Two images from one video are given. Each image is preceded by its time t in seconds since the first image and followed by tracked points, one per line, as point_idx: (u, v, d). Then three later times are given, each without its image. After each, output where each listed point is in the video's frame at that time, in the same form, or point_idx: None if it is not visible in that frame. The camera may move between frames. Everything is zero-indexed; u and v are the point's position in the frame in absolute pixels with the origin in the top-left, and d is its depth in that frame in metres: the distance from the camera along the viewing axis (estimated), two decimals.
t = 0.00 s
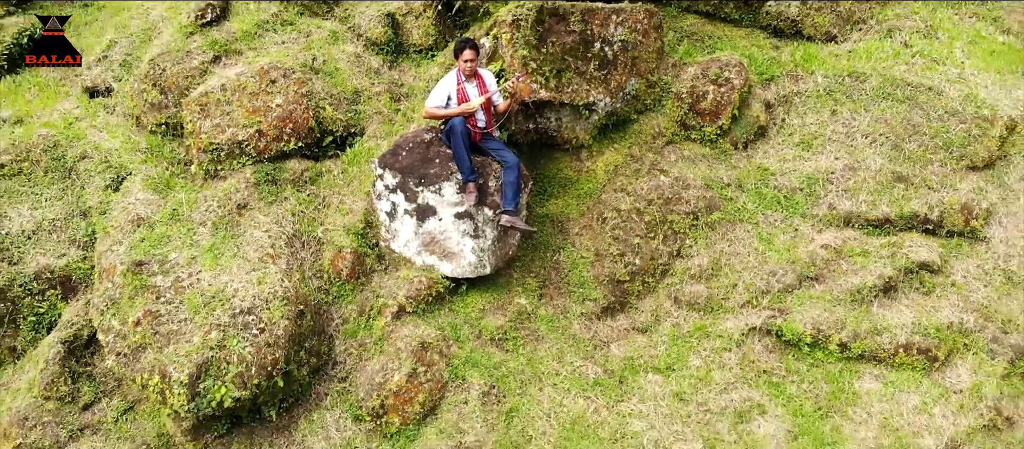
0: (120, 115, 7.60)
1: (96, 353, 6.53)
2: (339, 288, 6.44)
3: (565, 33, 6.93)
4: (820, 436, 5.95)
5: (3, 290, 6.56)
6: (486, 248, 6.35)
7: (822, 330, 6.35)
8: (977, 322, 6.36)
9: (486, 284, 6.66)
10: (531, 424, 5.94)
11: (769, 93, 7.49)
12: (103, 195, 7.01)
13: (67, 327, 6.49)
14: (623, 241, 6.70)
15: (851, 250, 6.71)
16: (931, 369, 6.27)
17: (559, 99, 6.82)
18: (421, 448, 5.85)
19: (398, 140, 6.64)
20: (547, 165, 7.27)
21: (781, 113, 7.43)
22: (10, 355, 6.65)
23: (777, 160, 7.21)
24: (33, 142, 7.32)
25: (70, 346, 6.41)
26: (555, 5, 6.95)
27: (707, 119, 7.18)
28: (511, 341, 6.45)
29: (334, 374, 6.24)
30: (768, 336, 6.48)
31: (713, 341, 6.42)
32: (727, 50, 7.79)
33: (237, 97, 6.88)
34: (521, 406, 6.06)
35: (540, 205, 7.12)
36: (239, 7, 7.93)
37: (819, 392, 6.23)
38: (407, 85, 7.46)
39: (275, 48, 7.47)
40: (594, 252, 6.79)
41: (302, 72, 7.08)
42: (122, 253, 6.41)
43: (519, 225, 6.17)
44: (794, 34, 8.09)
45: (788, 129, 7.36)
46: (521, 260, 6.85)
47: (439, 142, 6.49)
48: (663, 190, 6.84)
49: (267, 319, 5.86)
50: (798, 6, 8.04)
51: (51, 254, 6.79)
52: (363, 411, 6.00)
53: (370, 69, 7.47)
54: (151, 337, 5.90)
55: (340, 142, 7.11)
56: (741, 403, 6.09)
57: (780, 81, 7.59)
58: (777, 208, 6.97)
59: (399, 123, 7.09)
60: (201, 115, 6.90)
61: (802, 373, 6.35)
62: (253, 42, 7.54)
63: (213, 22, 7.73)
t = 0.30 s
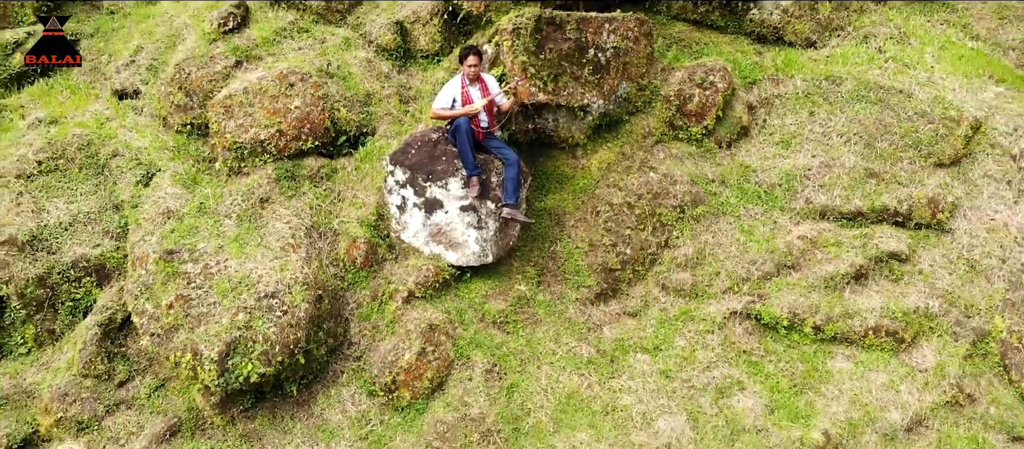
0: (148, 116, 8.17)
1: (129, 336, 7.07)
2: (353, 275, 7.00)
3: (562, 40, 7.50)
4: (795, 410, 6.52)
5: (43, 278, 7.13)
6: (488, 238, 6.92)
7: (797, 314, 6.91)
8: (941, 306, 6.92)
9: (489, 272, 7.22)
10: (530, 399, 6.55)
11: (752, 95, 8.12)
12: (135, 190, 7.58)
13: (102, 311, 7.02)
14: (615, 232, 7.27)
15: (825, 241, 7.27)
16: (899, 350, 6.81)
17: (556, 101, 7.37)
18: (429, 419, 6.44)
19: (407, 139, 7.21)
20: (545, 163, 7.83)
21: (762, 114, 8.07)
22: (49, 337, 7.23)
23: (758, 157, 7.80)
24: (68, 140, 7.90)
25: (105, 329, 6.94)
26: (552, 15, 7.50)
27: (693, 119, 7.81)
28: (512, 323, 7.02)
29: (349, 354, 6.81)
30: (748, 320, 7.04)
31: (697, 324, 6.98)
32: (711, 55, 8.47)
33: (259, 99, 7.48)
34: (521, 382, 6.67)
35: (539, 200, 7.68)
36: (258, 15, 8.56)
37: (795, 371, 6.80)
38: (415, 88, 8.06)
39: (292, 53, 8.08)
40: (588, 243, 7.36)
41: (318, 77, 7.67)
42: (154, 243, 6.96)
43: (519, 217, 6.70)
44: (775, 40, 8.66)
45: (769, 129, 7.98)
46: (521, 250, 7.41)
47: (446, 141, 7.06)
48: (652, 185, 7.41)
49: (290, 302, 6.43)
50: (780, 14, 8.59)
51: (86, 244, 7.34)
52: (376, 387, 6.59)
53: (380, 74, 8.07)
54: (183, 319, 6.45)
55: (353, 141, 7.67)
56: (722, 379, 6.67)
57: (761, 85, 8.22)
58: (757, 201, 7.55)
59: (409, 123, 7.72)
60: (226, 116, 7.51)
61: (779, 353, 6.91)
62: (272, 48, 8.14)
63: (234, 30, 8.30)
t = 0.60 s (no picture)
0: (173, 116, 8.84)
1: (159, 320, 7.65)
2: (366, 264, 7.59)
3: (558, 47, 8.06)
4: (774, 387, 7.08)
5: (79, 266, 7.71)
6: (492, 229, 7.50)
7: (777, 299, 7.46)
8: (910, 292, 7.47)
9: (491, 261, 7.80)
10: (529, 377, 7.14)
11: (736, 97, 8.73)
12: (162, 185, 8.19)
13: (134, 297, 7.61)
14: (608, 225, 7.85)
15: (803, 233, 7.84)
16: (871, 333, 7.36)
17: (553, 103, 8.02)
18: (437, 395, 7.02)
19: (416, 138, 7.79)
20: (544, 160, 8.42)
21: (746, 115, 8.66)
22: (84, 321, 7.79)
23: (742, 155, 8.40)
24: (99, 139, 8.52)
25: (137, 313, 7.53)
26: (550, 23, 8.04)
27: (681, 120, 8.40)
28: (513, 308, 7.60)
29: (363, 336, 7.40)
30: (731, 305, 7.61)
31: (684, 309, 7.57)
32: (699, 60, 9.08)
33: (278, 101, 8.06)
34: (521, 362, 7.25)
35: (538, 194, 8.27)
36: (275, 23, 9.18)
37: (774, 352, 7.35)
38: (422, 91, 8.66)
39: (308, 58, 8.69)
40: (584, 234, 7.94)
41: (333, 80, 8.26)
42: (182, 234, 7.53)
43: (519, 210, 7.29)
44: (759, 45, 9.25)
45: (752, 128, 8.58)
46: (522, 241, 7.99)
47: (451, 139, 7.63)
48: (643, 181, 8.02)
49: (309, 288, 7.00)
50: (764, 21, 9.19)
51: (118, 235, 7.91)
52: (388, 366, 7.17)
53: (390, 77, 8.69)
54: (211, 303, 7.02)
55: (365, 140, 8.26)
56: (706, 359, 7.24)
57: (745, 88, 8.83)
58: (740, 196, 8.14)
59: (416, 123, 8.30)
60: (248, 117, 8.11)
61: (760, 336, 7.46)
62: (288, 54, 8.75)
63: (254, 36, 8.90)
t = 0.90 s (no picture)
0: (195, 117, 9.47)
1: (185, 306, 8.24)
2: (378, 253, 8.19)
3: (556, 52, 8.66)
4: (755, 367, 7.67)
5: (110, 255, 8.27)
6: (494, 222, 8.10)
7: (758, 286, 8.05)
8: (884, 280, 8.04)
9: (494, 251, 8.38)
10: (529, 357, 7.75)
11: (723, 99, 9.35)
12: (187, 181, 8.80)
13: (161, 284, 8.20)
14: (603, 218, 8.45)
15: (784, 225, 8.42)
16: (846, 318, 7.94)
17: (551, 104, 8.61)
18: (444, 374, 7.64)
19: (423, 137, 8.38)
20: (543, 158, 9.02)
21: (732, 115, 9.26)
22: (115, 307, 8.37)
23: (727, 153, 9.01)
24: (127, 138, 9.12)
25: (165, 299, 8.12)
26: (548, 29, 8.63)
27: (670, 120, 9.00)
28: (514, 295, 8.19)
29: (375, 320, 8.00)
30: (717, 292, 8.19)
31: (672, 295, 8.17)
32: (688, 64, 9.69)
33: (295, 103, 8.69)
34: (522, 344, 7.86)
35: (537, 189, 8.86)
36: (291, 29, 9.80)
37: (756, 335, 7.93)
38: (429, 92, 9.27)
39: (322, 62, 9.30)
40: (580, 227, 8.54)
41: (346, 83, 8.87)
42: (207, 225, 8.13)
43: (520, 204, 7.90)
44: (745, 50, 9.85)
45: (737, 128, 9.18)
46: (522, 233, 8.57)
47: (456, 138, 8.22)
48: (635, 178, 8.62)
49: (326, 275, 7.59)
50: (750, 27, 9.77)
51: (146, 227, 8.48)
52: (399, 347, 7.78)
53: (399, 80, 9.30)
54: (235, 288, 7.61)
55: (376, 139, 8.86)
56: (693, 342, 7.83)
57: (731, 90, 9.44)
58: (726, 191, 8.74)
59: (423, 123, 8.89)
60: (267, 117, 8.73)
61: (743, 320, 8.04)
62: (304, 58, 9.37)
63: (271, 41, 9.52)
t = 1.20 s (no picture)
0: (217, 117, 10.09)
1: (210, 293, 8.83)
2: (389, 245, 8.79)
3: (556, 57, 9.28)
4: (740, 350, 8.26)
5: (140, 247, 8.87)
6: (498, 216, 8.69)
7: (744, 275, 8.63)
8: (862, 270, 8.60)
9: (498, 243, 8.98)
10: (530, 341, 8.35)
11: (712, 101, 9.96)
12: (211, 177, 9.42)
13: (188, 273, 8.80)
14: (599, 212, 9.05)
15: (769, 219, 9.02)
16: (826, 305, 8.52)
17: (551, 105, 9.27)
18: (451, 356, 8.24)
19: (432, 136, 8.98)
20: (543, 156, 9.61)
21: (721, 116, 9.86)
22: (144, 294, 8.95)
23: (717, 151, 9.61)
24: (153, 137, 9.72)
25: (191, 287, 8.72)
26: (548, 36, 9.25)
27: (663, 120, 9.61)
28: (517, 283, 8.79)
29: (387, 307, 8.60)
30: (706, 281, 8.78)
31: (664, 284, 8.77)
32: (680, 68, 10.33)
33: (312, 104, 9.31)
34: (524, 328, 8.45)
35: (538, 185, 9.47)
36: (306, 34, 10.43)
37: (742, 320, 8.52)
38: (436, 94, 9.88)
39: (336, 66, 9.94)
40: (578, 220, 9.13)
41: (359, 85, 9.49)
42: (231, 219, 8.74)
43: (522, 198, 8.51)
44: (734, 53, 10.44)
45: (726, 128, 9.77)
46: (524, 226, 9.17)
47: (462, 137, 8.81)
48: (630, 174, 9.23)
49: (342, 265, 8.17)
50: (738, 33, 10.37)
51: (172, 221, 9.09)
52: (409, 332, 8.38)
53: (408, 83, 9.91)
54: (258, 276, 8.21)
55: (387, 138, 9.46)
56: (683, 326, 8.42)
57: (720, 92, 10.05)
58: (714, 187, 9.36)
59: (431, 123, 9.51)
60: (286, 117, 9.34)
61: (730, 307, 8.63)
62: (319, 62, 10.02)
63: (288, 46, 10.17)
